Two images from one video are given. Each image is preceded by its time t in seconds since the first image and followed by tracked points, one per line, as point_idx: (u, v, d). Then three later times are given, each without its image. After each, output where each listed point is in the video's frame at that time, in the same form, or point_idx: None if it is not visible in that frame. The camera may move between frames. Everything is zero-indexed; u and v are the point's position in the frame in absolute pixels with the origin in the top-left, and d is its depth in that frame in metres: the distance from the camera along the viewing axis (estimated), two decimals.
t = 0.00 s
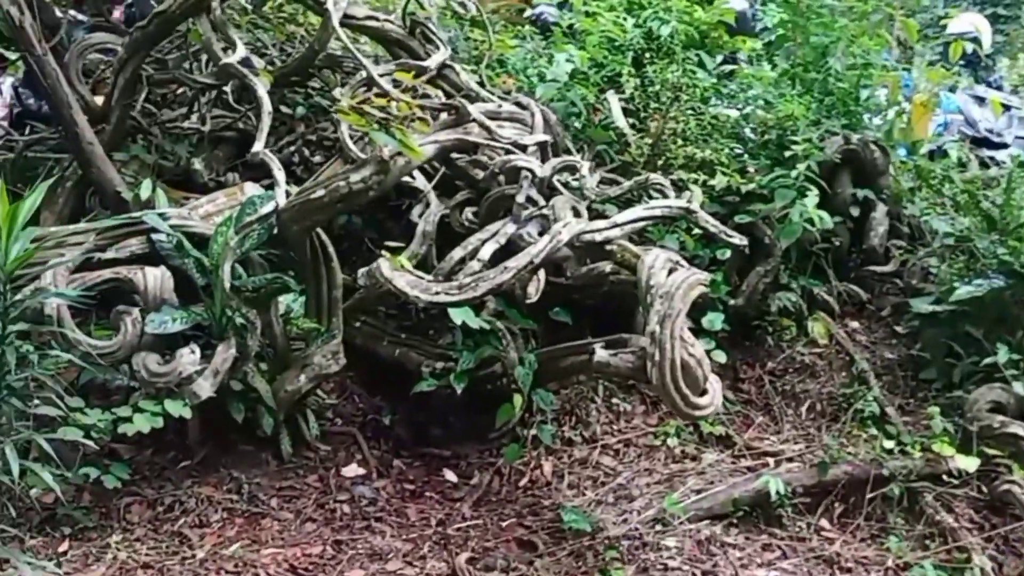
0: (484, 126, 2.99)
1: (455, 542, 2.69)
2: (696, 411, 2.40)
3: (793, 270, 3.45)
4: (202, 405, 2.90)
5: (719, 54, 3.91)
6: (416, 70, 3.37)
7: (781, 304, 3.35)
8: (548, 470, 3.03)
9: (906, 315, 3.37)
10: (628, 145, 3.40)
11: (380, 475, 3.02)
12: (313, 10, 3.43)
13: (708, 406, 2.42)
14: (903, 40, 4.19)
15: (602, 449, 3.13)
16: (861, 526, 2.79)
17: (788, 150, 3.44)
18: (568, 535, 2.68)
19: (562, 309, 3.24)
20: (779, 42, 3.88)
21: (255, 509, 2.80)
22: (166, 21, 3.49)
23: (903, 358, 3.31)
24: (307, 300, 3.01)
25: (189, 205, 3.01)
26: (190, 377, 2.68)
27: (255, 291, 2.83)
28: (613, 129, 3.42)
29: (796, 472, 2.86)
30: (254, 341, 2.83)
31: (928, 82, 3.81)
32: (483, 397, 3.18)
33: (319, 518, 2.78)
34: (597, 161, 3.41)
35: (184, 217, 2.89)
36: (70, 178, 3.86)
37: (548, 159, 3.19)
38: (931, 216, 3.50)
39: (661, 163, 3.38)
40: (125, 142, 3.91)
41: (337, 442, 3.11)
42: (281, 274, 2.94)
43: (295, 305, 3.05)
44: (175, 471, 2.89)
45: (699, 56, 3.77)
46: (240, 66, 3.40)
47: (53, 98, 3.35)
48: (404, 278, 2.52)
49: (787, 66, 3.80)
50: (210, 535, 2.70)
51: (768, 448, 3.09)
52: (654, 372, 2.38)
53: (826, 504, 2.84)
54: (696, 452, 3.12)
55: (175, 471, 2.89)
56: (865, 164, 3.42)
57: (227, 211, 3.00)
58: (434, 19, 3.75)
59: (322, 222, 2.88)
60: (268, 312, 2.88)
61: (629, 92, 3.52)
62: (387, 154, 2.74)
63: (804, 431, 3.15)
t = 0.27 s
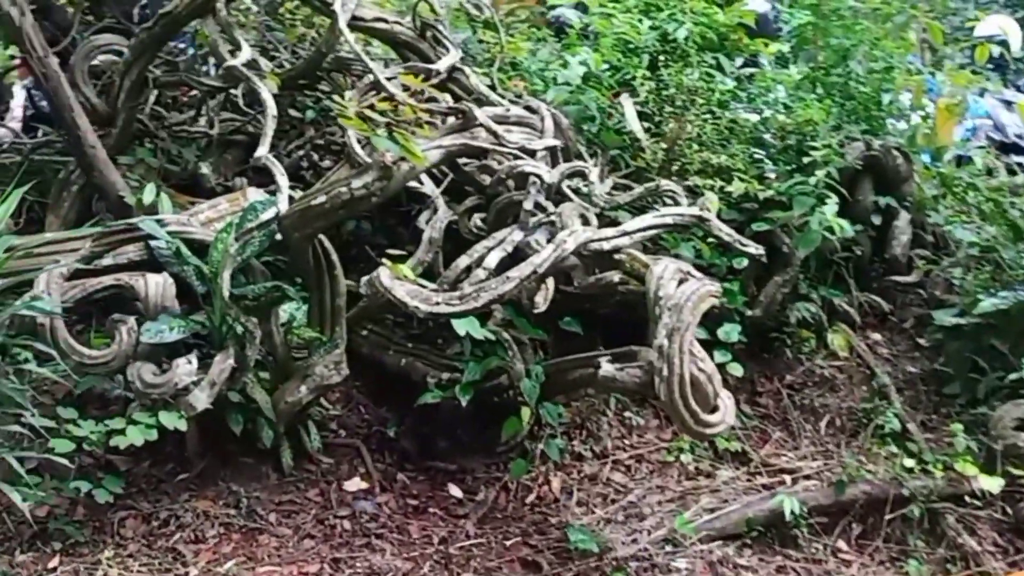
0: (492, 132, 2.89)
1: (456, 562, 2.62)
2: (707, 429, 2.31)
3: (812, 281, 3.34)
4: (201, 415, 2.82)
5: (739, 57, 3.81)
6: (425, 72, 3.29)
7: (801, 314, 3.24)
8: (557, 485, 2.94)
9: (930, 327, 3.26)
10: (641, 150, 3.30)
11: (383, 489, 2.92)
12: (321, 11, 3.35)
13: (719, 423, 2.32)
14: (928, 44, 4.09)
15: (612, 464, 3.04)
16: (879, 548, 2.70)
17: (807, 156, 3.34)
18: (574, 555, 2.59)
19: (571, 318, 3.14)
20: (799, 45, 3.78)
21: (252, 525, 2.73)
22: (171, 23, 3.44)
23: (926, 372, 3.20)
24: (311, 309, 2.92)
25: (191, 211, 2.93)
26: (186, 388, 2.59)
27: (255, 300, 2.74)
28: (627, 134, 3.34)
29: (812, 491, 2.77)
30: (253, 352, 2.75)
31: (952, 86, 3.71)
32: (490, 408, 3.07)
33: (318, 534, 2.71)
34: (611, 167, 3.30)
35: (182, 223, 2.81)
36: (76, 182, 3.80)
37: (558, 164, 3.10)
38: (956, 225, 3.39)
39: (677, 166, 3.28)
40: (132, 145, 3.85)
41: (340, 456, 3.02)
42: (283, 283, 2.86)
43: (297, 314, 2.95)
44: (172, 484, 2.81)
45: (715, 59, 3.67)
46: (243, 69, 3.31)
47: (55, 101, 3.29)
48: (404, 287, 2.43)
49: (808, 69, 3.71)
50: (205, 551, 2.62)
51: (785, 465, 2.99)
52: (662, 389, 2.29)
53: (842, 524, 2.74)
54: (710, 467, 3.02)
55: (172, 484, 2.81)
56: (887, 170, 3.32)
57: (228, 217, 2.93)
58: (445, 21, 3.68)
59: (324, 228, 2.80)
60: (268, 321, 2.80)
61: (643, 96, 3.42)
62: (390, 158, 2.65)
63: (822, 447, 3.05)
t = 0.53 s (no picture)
0: (499, 137, 2.81)
1: None
2: (716, 445, 2.21)
3: (830, 292, 3.24)
4: (200, 425, 2.75)
5: (757, 61, 3.72)
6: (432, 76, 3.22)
7: (818, 326, 3.14)
8: (564, 501, 2.87)
9: (952, 340, 3.17)
10: (654, 156, 3.20)
11: (386, 504, 2.85)
12: (329, 13, 3.28)
13: (729, 439, 2.22)
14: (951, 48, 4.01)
15: (622, 479, 2.96)
16: (897, 570, 2.61)
17: (824, 162, 3.24)
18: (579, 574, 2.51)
19: (581, 328, 3.06)
20: (819, 49, 3.69)
21: (249, 540, 2.66)
22: (177, 25, 3.36)
23: (947, 386, 3.10)
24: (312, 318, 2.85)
25: (191, 217, 2.86)
26: (182, 400, 2.53)
27: (255, 310, 2.67)
28: (640, 139, 3.26)
29: (828, 510, 2.67)
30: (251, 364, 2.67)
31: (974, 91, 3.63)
32: (496, 420, 2.99)
33: (316, 553, 2.64)
34: (622, 174, 3.24)
35: (181, 229, 2.74)
36: (82, 186, 3.74)
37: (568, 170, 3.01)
38: (980, 234, 3.28)
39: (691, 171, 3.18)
40: (139, 149, 3.77)
41: (343, 468, 2.96)
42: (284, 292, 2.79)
43: (298, 324, 2.89)
44: (169, 496, 2.75)
45: (733, 62, 3.56)
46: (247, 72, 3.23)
47: (58, 105, 3.21)
48: (403, 296, 2.36)
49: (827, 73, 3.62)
50: (200, 567, 2.56)
51: (800, 481, 2.90)
52: (668, 404, 2.19)
53: (859, 544, 2.65)
54: (723, 482, 2.94)
55: (169, 497, 2.75)
56: (907, 177, 3.22)
57: (228, 223, 2.86)
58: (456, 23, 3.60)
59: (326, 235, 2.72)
60: (268, 330, 2.73)
61: (657, 101, 3.29)
62: (392, 164, 2.58)
63: (839, 463, 2.96)
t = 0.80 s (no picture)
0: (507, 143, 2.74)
1: None
2: (726, 463, 2.13)
3: (846, 303, 3.15)
4: (198, 436, 2.73)
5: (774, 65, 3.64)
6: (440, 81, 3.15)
7: (834, 338, 3.05)
8: (571, 516, 2.81)
9: (971, 353, 3.09)
10: (667, 162, 3.11)
11: (387, 518, 2.81)
12: (336, 16, 3.22)
13: (738, 457, 2.14)
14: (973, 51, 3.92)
15: (630, 494, 2.90)
16: None
17: (842, 170, 3.15)
18: None
19: (591, 338, 2.98)
20: (837, 52, 3.61)
21: (246, 555, 2.63)
22: (182, 30, 3.29)
23: (965, 400, 3.03)
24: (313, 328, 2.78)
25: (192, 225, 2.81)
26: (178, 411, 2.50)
27: (255, 320, 2.62)
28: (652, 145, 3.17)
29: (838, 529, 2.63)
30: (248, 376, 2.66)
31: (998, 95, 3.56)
32: (504, 431, 2.91)
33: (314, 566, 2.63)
34: (634, 181, 3.17)
35: (179, 237, 2.68)
36: (88, 190, 3.69)
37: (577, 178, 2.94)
38: (1001, 244, 3.20)
39: (704, 178, 3.10)
40: (146, 153, 3.73)
41: (346, 480, 2.90)
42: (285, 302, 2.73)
43: (301, 332, 2.79)
44: (166, 509, 2.72)
45: (749, 66, 3.47)
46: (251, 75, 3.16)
47: (61, 109, 3.17)
48: (403, 308, 2.29)
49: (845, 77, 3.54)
50: None
51: (814, 498, 2.82)
52: (675, 420, 2.11)
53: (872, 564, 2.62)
54: (735, 498, 2.87)
55: (166, 510, 2.72)
56: (927, 185, 3.14)
57: (229, 231, 2.80)
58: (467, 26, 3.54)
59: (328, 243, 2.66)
60: (268, 341, 2.69)
61: (671, 106, 3.21)
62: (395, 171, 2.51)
63: (854, 479, 2.89)
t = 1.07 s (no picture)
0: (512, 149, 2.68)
1: None
2: (733, 483, 2.08)
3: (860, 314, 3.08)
4: (195, 447, 2.73)
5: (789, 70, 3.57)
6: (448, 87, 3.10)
7: (847, 350, 2.99)
8: (576, 531, 2.75)
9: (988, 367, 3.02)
10: (677, 170, 3.04)
11: (388, 532, 2.78)
12: (342, 19, 3.17)
13: (746, 477, 2.08)
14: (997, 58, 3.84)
15: (638, 508, 2.84)
16: None
17: (857, 178, 3.09)
18: None
19: (598, 349, 2.93)
20: (855, 58, 3.54)
21: (242, 569, 2.60)
22: (189, 34, 3.28)
23: (981, 415, 2.97)
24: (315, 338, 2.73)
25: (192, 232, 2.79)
26: (173, 424, 2.49)
27: (252, 329, 2.60)
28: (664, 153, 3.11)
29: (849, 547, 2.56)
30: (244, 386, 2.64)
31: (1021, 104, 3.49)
32: (507, 444, 2.88)
33: None
34: (644, 190, 3.09)
35: (177, 245, 2.66)
36: (93, 196, 3.64)
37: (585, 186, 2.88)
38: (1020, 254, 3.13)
39: (715, 187, 3.04)
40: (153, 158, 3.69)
41: (347, 492, 2.86)
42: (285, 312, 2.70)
43: (301, 342, 2.79)
44: (163, 522, 2.71)
45: (763, 72, 3.40)
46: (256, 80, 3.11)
47: (64, 114, 3.14)
48: (402, 319, 2.24)
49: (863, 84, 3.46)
50: None
51: (826, 514, 2.75)
52: (681, 438, 2.05)
53: None
54: (744, 513, 2.80)
55: (163, 522, 2.71)
56: (945, 194, 3.06)
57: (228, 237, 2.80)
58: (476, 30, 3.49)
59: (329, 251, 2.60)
60: (266, 351, 2.65)
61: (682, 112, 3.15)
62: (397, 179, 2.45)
63: (867, 494, 2.82)
